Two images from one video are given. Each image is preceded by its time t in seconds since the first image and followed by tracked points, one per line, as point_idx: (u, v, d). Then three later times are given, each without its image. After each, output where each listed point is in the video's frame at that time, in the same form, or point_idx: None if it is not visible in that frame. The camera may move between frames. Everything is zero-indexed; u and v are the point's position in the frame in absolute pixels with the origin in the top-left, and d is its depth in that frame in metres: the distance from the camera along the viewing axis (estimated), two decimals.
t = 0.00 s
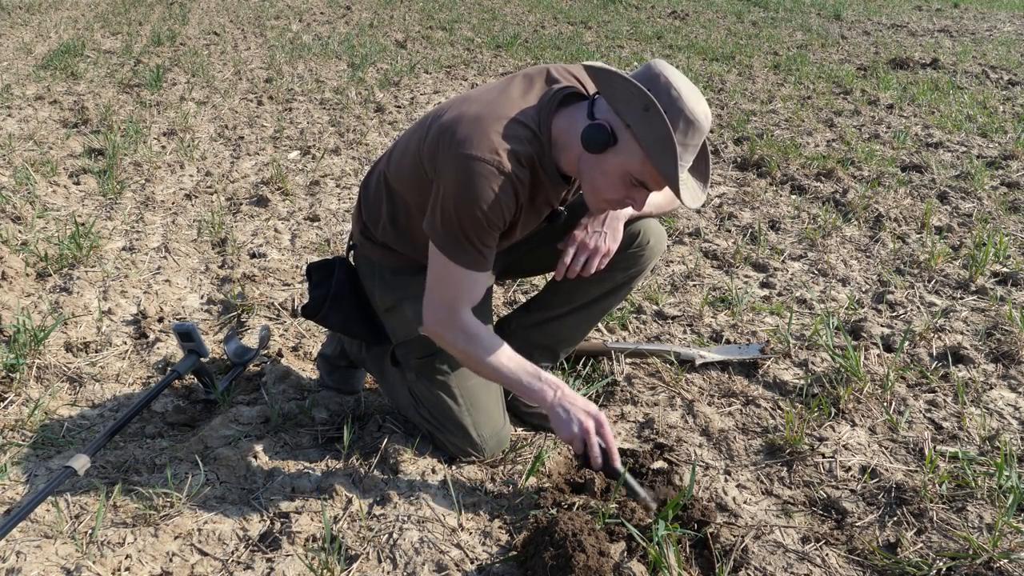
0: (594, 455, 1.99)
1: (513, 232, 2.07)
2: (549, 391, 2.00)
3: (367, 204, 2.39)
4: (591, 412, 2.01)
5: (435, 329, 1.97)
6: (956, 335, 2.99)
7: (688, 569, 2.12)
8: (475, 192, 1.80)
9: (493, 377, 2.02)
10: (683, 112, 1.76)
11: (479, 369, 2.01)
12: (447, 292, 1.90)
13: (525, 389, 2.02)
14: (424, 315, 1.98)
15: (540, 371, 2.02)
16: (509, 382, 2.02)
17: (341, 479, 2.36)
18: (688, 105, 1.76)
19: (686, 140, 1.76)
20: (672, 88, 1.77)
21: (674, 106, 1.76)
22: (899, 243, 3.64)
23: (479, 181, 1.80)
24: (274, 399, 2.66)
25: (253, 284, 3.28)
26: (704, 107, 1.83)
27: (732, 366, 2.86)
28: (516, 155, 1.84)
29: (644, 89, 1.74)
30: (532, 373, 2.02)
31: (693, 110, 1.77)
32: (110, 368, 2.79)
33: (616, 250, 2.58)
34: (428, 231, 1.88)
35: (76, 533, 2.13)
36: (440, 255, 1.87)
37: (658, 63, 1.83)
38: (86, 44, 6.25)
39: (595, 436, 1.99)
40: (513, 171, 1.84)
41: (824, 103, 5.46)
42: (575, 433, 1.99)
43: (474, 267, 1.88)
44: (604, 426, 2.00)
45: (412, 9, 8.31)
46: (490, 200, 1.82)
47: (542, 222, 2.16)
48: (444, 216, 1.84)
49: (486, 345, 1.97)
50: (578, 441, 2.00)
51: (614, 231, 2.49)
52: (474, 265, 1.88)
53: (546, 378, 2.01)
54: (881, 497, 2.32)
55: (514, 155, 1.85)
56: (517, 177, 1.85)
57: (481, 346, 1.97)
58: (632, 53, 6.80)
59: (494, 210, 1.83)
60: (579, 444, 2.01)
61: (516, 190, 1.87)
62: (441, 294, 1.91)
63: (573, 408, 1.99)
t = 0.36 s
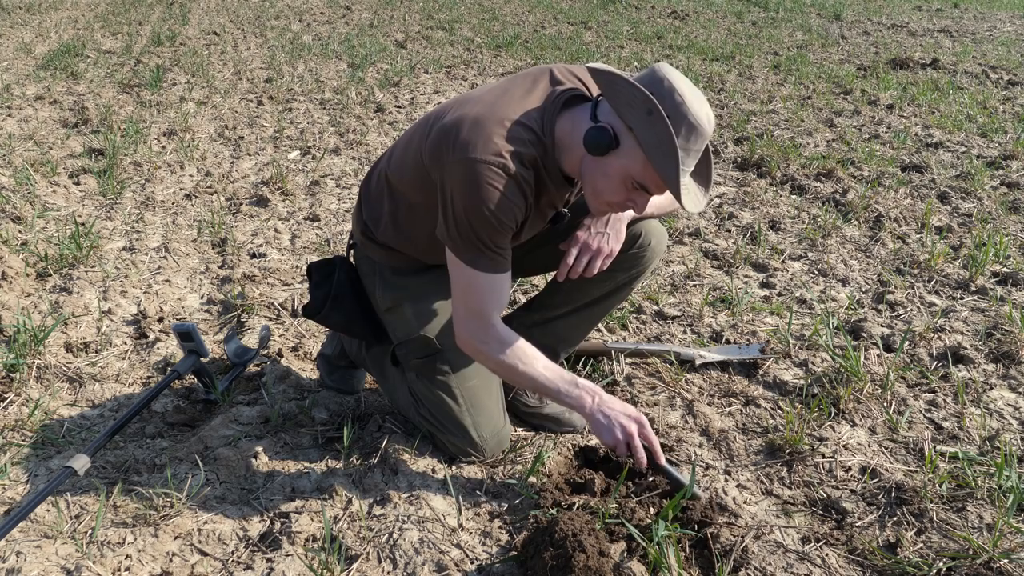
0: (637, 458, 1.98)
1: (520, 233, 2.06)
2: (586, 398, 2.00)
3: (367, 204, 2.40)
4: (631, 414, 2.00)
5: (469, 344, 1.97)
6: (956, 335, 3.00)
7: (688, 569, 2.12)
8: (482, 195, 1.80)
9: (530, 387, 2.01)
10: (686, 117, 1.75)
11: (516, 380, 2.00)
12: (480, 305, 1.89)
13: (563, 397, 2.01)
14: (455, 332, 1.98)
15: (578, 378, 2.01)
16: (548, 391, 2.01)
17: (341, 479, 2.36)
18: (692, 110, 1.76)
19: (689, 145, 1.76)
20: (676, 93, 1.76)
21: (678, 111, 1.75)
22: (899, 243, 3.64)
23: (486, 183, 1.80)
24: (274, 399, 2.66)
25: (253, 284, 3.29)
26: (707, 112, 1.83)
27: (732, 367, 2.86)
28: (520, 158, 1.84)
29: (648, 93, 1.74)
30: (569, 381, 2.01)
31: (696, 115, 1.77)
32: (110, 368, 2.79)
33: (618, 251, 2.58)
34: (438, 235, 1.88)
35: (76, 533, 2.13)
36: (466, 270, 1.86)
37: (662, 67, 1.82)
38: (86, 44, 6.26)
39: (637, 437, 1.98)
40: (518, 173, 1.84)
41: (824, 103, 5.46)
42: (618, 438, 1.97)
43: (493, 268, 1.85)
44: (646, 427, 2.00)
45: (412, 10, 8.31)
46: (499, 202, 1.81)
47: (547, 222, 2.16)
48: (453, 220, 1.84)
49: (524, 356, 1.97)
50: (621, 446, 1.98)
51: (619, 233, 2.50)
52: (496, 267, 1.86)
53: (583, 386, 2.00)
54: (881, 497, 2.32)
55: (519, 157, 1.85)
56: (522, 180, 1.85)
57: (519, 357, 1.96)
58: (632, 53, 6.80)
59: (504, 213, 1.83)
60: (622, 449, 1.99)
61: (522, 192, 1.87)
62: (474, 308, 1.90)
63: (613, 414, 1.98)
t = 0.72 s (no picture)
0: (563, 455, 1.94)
1: (518, 233, 2.06)
2: (524, 392, 1.97)
3: (369, 202, 2.39)
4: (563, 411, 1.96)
5: (424, 317, 1.98)
6: (956, 335, 3.00)
7: (688, 568, 2.12)
8: (480, 193, 1.80)
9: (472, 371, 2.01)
10: (695, 117, 1.76)
11: (461, 361, 2.00)
12: (434, 281, 1.91)
13: (501, 386, 1.99)
14: (415, 305, 2.00)
15: (520, 371, 1.99)
16: (489, 377, 1.99)
17: (341, 479, 2.36)
18: (701, 110, 1.76)
19: (697, 144, 1.76)
20: (685, 93, 1.77)
21: (687, 111, 1.76)
22: (899, 243, 3.64)
23: (485, 182, 1.80)
24: (274, 399, 2.66)
25: (253, 284, 3.29)
26: (715, 112, 1.83)
27: (732, 367, 2.86)
28: (524, 158, 1.84)
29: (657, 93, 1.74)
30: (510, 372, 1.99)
31: (705, 115, 1.77)
32: (110, 368, 2.79)
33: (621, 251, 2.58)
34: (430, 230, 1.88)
35: (76, 534, 2.13)
36: (434, 250, 1.89)
37: (671, 67, 1.83)
38: (86, 44, 6.25)
39: (565, 433, 1.94)
40: (521, 174, 1.84)
41: (824, 103, 5.47)
42: (546, 430, 1.95)
43: (472, 262, 1.88)
44: (575, 426, 1.95)
45: (412, 10, 8.31)
46: (495, 201, 1.82)
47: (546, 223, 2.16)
48: (448, 216, 1.84)
49: (470, 340, 1.96)
50: (548, 440, 1.95)
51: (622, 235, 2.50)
52: (472, 260, 1.88)
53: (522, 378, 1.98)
54: (881, 497, 2.32)
55: (523, 157, 1.85)
56: (524, 180, 1.85)
57: (465, 339, 1.96)
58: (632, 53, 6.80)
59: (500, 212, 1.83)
60: (551, 442, 1.96)
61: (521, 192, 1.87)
62: (429, 282, 1.92)
63: (546, 408, 1.95)
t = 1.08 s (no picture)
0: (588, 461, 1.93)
1: (516, 232, 2.06)
2: (546, 395, 1.98)
3: (368, 204, 2.40)
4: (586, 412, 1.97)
5: (439, 329, 1.98)
6: (956, 335, 3.00)
7: (688, 568, 2.12)
8: (476, 192, 1.80)
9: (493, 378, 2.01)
10: (685, 118, 1.75)
11: (482, 370, 2.00)
12: (450, 291, 1.91)
13: (524, 391, 1.99)
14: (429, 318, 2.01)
15: (540, 374, 1.99)
16: (510, 383, 2.00)
17: (341, 479, 2.35)
18: (691, 111, 1.75)
19: (686, 145, 1.76)
20: (677, 94, 1.75)
21: (677, 112, 1.74)
22: (899, 243, 3.64)
23: (481, 181, 1.80)
24: (274, 399, 2.66)
25: (253, 284, 3.29)
26: (706, 112, 1.82)
27: (732, 367, 2.86)
28: (518, 156, 1.85)
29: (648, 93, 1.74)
30: (532, 376, 1.99)
31: (695, 116, 1.76)
32: (110, 368, 2.79)
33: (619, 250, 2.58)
34: (429, 230, 1.89)
35: (76, 534, 2.13)
36: (444, 258, 1.88)
37: (663, 67, 1.81)
38: (86, 44, 6.26)
39: (590, 437, 1.94)
40: (515, 171, 1.84)
41: (824, 103, 5.47)
42: (569, 434, 1.95)
43: (478, 266, 1.88)
44: (600, 427, 1.96)
45: (412, 10, 8.31)
46: (492, 200, 1.82)
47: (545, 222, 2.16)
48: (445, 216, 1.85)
49: (490, 347, 1.96)
50: (573, 443, 1.95)
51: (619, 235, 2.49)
52: (479, 264, 1.88)
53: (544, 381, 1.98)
54: (881, 497, 2.32)
55: (517, 156, 1.85)
56: (519, 178, 1.85)
57: (484, 347, 1.96)
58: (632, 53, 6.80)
59: (497, 210, 1.83)
60: (574, 446, 1.96)
61: (517, 190, 1.87)
62: (445, 293, 1.92)
63: (569, 411, 1.95)
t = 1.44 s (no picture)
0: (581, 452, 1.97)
1: (516, 232, 2.07)
2: (539, 389, 2.00)
3: (367, 203, 2.39)
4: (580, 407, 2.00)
5: (431, 319, 1.99)
6: (956, 335, 3.00)
7: (688, 569, 2.12)
8: (476, 193, 1.80)
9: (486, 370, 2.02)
10: (691, 123, 1.74)
11: (474, 362, 2.02)
12: (443, 285, 1.91)
13: (517, 383, 2.01)
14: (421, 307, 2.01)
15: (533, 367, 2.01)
16: (503, 375, 2.01)
17: (341, 479, 2.35)
18: (696, 115, 1.74)
19: (692, 150, 1.76)
20: (681, 98, 1.74)
21: (683, 116, 1.74)
22: (899, 243, 3.64)
23: (482, 182, 1.80)
24: (274, 399, 2.66)
25: (253, 284, 3.29)
26: (710, 114, 1.81)
27: (732, 367, 2.86)
28: (519, 157, 1.85)
29: (653, 96, 1.73)
30: (525, 369, 2.01)
31: (700, 120, 1.76)
32: (110, 368, 2.79)
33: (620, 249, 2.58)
34: (428, 230, 1.89)
35: (76, 534, 2.13)
36: (438, 251, 1.88)
37: (667, 70, 1.80)
38: (86, 44, 6.25)
39: (583, 432, 1.97)
40: (516, 173, 1.84)
41: (824, 103, 5.47)
42: (563, 428, 1.98)
43: (471, 262, 1.88)
44: (593, 421, 1.99)
45: (412, 10, 8.31)
46: (492, 201, 1.82)
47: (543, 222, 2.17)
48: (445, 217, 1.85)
49: (482, 340, 1.98)
50: (566, 437, 1.99)
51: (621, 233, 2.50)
52: (475, 260, 1.88)
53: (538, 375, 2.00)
54: (881, 497, 2.32)
55: (518, 157, 1.85)
56: (520, 179, 1.85)
57: (476, 340, 1.97)
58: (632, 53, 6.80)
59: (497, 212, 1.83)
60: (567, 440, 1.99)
61: (518, 191, 1.87)
62: (438, 285, 1.92)
63: (562, 405, 1.98)
